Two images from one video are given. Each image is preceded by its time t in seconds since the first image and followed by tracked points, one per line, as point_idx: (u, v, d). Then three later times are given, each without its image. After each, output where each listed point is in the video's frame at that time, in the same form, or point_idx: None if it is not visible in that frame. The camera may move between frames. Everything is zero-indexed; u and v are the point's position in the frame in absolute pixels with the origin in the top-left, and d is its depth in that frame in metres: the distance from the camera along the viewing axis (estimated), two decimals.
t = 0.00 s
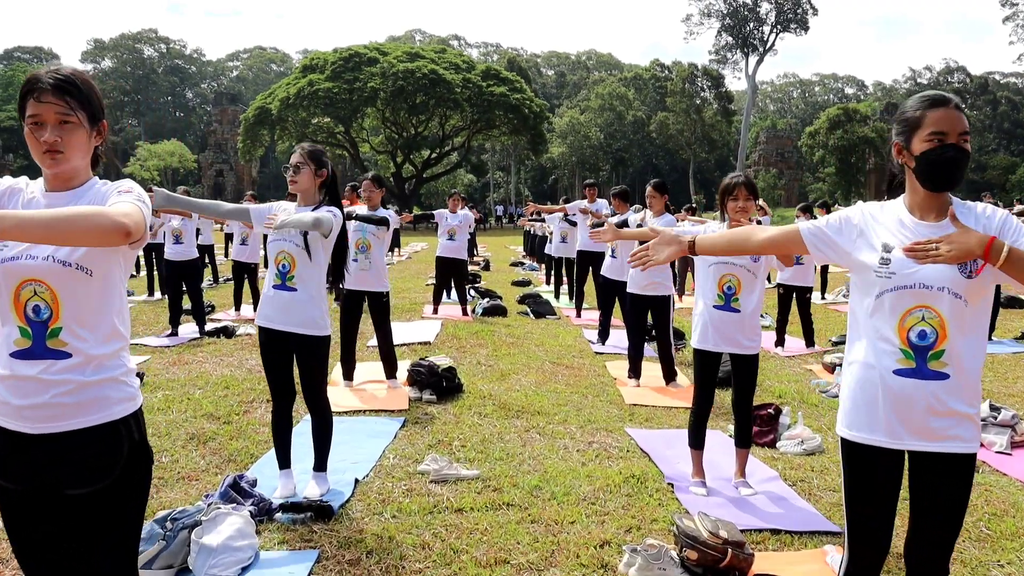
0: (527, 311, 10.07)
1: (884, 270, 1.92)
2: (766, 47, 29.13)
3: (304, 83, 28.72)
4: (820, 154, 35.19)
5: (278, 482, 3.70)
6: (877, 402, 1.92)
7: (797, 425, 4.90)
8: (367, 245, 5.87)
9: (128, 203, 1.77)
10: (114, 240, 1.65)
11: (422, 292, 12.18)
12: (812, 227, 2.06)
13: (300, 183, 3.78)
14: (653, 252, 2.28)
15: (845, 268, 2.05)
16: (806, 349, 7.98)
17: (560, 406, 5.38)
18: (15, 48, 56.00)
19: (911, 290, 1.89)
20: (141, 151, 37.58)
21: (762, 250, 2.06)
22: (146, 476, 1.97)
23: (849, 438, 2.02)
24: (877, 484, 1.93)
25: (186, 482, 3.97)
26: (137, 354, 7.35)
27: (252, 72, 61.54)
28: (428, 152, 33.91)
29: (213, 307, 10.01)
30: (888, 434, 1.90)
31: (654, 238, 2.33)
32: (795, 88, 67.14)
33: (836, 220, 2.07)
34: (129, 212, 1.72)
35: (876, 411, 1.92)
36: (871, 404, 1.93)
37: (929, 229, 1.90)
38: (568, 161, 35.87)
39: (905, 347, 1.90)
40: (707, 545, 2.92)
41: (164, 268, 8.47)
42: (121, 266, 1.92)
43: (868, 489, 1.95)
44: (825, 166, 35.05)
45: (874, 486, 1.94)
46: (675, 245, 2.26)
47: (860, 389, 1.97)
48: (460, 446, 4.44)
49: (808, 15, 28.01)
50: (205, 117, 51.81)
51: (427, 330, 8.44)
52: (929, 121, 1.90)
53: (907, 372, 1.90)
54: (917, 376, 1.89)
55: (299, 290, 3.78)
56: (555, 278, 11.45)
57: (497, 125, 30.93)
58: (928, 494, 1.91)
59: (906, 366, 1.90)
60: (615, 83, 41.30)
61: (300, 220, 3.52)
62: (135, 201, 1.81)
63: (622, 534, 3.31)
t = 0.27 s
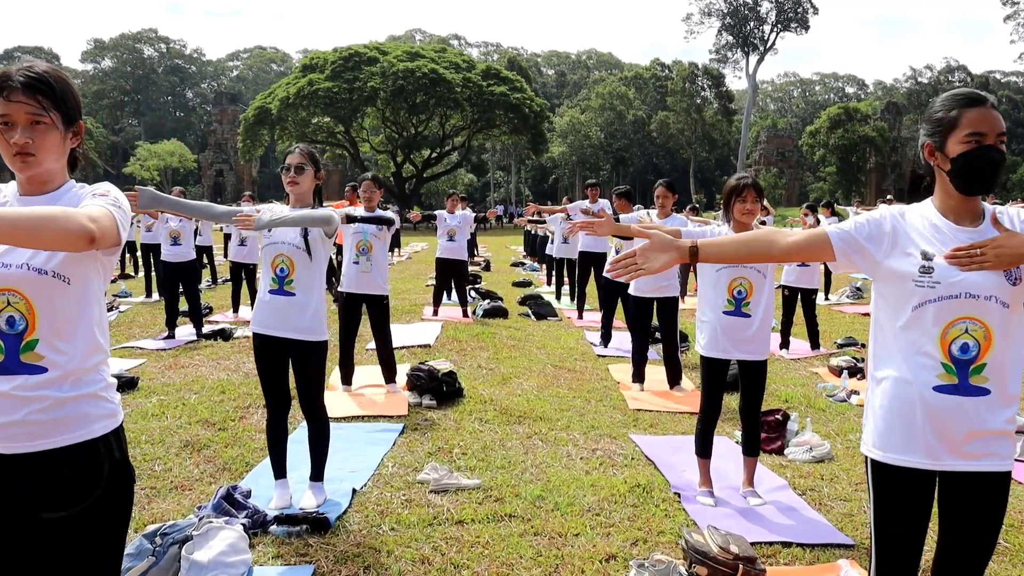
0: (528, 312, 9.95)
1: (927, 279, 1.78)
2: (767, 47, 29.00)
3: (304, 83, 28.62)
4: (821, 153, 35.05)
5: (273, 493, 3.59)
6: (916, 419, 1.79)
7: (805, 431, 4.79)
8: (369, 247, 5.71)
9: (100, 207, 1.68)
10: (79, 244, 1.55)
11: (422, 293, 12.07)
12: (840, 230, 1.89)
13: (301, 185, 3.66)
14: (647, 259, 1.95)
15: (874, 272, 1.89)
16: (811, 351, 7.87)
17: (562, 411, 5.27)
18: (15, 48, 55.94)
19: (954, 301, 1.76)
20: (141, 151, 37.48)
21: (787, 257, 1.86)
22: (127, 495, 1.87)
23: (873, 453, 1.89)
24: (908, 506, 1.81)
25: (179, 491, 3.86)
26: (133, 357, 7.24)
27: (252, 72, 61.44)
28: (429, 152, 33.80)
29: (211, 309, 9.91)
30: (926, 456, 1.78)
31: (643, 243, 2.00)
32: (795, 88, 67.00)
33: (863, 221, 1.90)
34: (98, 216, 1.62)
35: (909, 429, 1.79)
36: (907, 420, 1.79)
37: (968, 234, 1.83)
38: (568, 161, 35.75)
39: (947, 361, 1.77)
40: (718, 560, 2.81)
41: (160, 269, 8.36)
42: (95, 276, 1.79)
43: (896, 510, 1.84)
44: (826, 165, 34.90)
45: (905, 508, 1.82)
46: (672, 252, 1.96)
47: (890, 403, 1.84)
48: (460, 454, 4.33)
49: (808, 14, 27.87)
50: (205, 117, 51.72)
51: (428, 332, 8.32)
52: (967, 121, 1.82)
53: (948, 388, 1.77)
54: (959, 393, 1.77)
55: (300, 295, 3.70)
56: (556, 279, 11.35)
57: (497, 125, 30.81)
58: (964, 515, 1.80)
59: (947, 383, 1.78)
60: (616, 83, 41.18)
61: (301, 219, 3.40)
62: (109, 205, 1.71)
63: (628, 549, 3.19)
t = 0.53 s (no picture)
0: (529, 313, 9.85)
1: (971, 286, 1.66)
2: (767, 46, 28.87)
3: (304, 82, 28.53)
4: (821, 153, 34.94)
5: (267, 501, 3.49)
6: (956, 433, 1.67)
7: (812, 436, 4.69)
8: (367, 247, 5.59)
9: (62, 205, 1.59)
10: (31, 244, 1.46)
11: (421, 293, 11.97)
12: (889, 228, 1.75)
13: (296, 186, 3.55)
14: (699, 261, 1.75)
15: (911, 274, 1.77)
16: (815, 353, 7.77)
17: (564, 415, 5.17)
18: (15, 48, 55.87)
19: (998, 308, 1.66)
20: (141, 151, 37.40)
21: (850, 257, 1.71)
22: (105, 510, 1.77)
23: (901, 466, 1.79)
24: (934, 524, 1.71)
25: (170, 499, 3.75)
26: (128, 359, 7.14)
27: (252, 71, 61.36)
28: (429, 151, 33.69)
29: (208, 310, 9.80)
30: (964, 473, 1.66)
31: (693, 239, 1.77)
32: (796, 88, 66.90)
33: (904, 219, 1.78)
34: (57, 213, 1.54)
35: (941, 444, 1.68)
36: (939, 433, 1.69)
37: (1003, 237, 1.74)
38: (568, 161, 35.65)
39: (991, 372, 1.66)
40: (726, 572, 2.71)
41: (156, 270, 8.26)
42: (68, 277, 1.70)
43: (921, 530, 1.74)
44: (826, 165, 34.78)
45: (932, 526, 1.72)
46: (727, 251, 1.74)
47: (922, 414, 1.73)
48: (459, 460, 4.23)
49: (808, 14, 27.76)
50: (205, 117, 51.64)
51: (427, 334, 8.21)
52: (1001, 118, 1.73)
53: (991, 401, 1.66)
54: (1003, 407, 1.66)
55: (299, 297, 3.58)
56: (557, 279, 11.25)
57: (497, 124, 30.72)
58: (996, 534, 1.69)
59: (990, 396, 1.67)
60: (616, 82, 41.07)
61: (302, 216, 3.29)
62: (75, 204, 1.62)
63: (632, 560, 3.09)
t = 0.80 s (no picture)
0: (529, 313, 9.74)
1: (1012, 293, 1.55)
2: (768, 46, 28.74)
3: (304, 82, 28.42)
4: (822, 153, 34.83)
5: (258, 511, 3.38)
6: (1000, 449, 1.56)
7: (818, 440, 4.58)
8: (363, 247, 5.43)
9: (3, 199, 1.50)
10: None
11: (420, 294, 11.86)
12: (958, 225, 1.61)
13: (286, 186, 3.44)
14: (854, 260, 1.47)
15: (951, 282, 1.64)
16: (817, 354, 7.67)
17: (564, 419, 5.06)
18: (16, 49, 55.78)
19: None
20: (141, 151, 37.30)
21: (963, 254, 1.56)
22: (72, 533, 1.65)
23: (932, 486, 1.69)
24: (963, 547, 1.61)
25: (157, 508, 3.63)
26: (121, 361, 7.02)
27: (252, 71, 61.29)
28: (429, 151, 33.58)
29: (204, 311, 9.70)
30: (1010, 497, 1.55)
31: (839, 234, 1.49)
32: (796, 87, 66.73)
33: (959, 217, 1.63)
34: None
35: (979, 468, 1.58)
36: (977, 456, 1.58)
37: None
38: (569, 160, 35.52)
39: None
40: None
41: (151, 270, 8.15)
42: (33, 278, 1.60)
43: (951, 553, 1.64)
44: (827, 164, 34.65)
45: (963, 549, 1.62)
46: (869, 247, 1.49)
47: (958, 434, 1.62)
48: (456, 466, 4.11)
49: (809, 13, 27.61)
50: (205, 117, 51.53)
51: (426, 335, 8.10)
52: None
53: None
54: None
55: (292, 298, 3.43)
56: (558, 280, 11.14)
57: (498, 124, 30.61)
58: None
59: None
60: (617, 82, 40.96)
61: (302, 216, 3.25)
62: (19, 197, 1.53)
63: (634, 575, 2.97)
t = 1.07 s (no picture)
0: (528, 314, 9.61)
1: None
2: (768, 45, 28.61)
3: (303, 81, 28.27)
4: (822, 153, 34.73)
5: (246, 521, 3.25)
6: None
7: (825, 446, 4.45)
8: (357, 247, 5.35)
9: None
10: None
11: (419, 295, 11.73)
12: None
13: (275, 184, 3.32)
14: None
15: (1006, 284, 1.54)
16: (822, 356, 7.55)
17: (564, 424, 4.94)
18: (17, 49, 55.67)
19: None
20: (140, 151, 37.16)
21: None
22: (30, 549, 1.60)
23: (968, 504, 1.60)
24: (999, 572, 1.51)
25: (143, 517, 3.51)
26: (113, 363, 6.90)
27: (252, 71, 61.17)
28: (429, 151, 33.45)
29: (199, 311, 9.57)
30: None
31: None
32: (796, 87, 66.56)
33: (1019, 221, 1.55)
34: None
35: None
36: None
37: None
38: (569, 160, 35.40)
39: None
40: None
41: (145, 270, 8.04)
42: None
43: (982, 575, 1.55)
44: (827, 164, 34.53)
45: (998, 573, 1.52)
46: None
47: (1003, 452, 1.53)
48: (452, 473, 3.99)
49: (810, 13, 27.48)
50: (205, 117, 51.36)
51: (424, 336, 7.97)
52: None
53: None
54: None
55: (283, 299, 3.29)
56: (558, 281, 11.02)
57: (497, 124, 30.49)
58: None
59: None
60: (617, 82, 40.83)
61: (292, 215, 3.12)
62: None
63: None
